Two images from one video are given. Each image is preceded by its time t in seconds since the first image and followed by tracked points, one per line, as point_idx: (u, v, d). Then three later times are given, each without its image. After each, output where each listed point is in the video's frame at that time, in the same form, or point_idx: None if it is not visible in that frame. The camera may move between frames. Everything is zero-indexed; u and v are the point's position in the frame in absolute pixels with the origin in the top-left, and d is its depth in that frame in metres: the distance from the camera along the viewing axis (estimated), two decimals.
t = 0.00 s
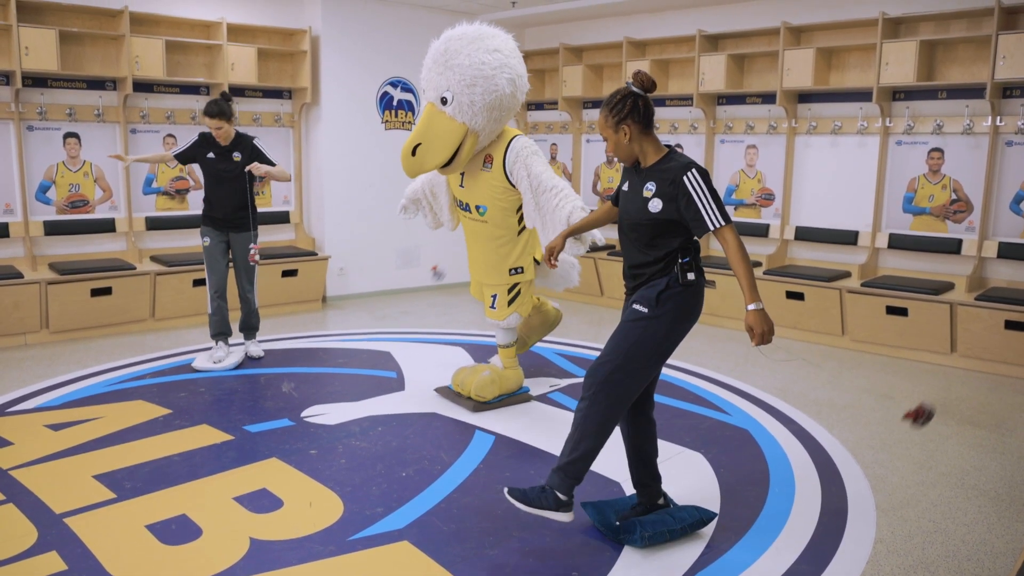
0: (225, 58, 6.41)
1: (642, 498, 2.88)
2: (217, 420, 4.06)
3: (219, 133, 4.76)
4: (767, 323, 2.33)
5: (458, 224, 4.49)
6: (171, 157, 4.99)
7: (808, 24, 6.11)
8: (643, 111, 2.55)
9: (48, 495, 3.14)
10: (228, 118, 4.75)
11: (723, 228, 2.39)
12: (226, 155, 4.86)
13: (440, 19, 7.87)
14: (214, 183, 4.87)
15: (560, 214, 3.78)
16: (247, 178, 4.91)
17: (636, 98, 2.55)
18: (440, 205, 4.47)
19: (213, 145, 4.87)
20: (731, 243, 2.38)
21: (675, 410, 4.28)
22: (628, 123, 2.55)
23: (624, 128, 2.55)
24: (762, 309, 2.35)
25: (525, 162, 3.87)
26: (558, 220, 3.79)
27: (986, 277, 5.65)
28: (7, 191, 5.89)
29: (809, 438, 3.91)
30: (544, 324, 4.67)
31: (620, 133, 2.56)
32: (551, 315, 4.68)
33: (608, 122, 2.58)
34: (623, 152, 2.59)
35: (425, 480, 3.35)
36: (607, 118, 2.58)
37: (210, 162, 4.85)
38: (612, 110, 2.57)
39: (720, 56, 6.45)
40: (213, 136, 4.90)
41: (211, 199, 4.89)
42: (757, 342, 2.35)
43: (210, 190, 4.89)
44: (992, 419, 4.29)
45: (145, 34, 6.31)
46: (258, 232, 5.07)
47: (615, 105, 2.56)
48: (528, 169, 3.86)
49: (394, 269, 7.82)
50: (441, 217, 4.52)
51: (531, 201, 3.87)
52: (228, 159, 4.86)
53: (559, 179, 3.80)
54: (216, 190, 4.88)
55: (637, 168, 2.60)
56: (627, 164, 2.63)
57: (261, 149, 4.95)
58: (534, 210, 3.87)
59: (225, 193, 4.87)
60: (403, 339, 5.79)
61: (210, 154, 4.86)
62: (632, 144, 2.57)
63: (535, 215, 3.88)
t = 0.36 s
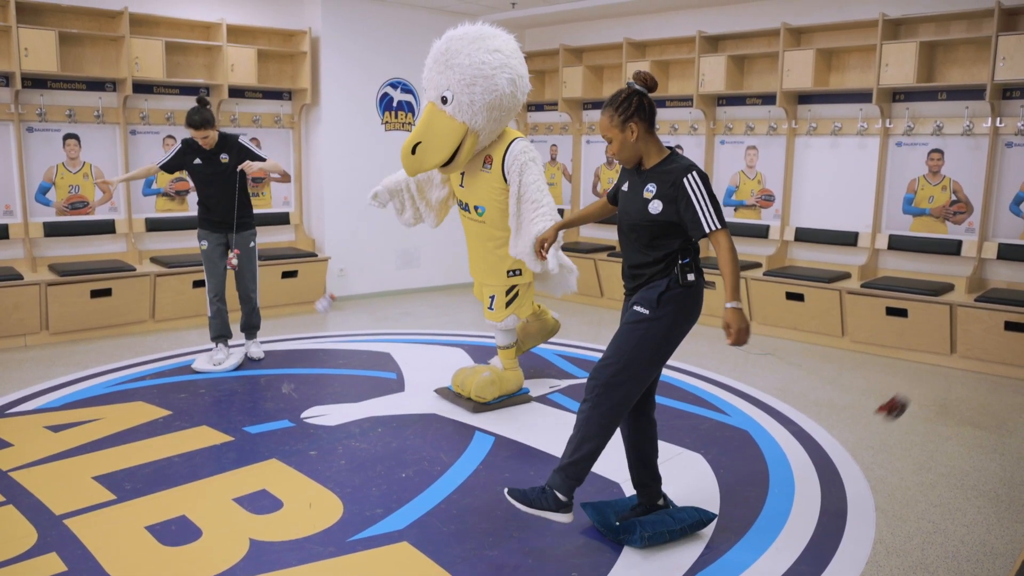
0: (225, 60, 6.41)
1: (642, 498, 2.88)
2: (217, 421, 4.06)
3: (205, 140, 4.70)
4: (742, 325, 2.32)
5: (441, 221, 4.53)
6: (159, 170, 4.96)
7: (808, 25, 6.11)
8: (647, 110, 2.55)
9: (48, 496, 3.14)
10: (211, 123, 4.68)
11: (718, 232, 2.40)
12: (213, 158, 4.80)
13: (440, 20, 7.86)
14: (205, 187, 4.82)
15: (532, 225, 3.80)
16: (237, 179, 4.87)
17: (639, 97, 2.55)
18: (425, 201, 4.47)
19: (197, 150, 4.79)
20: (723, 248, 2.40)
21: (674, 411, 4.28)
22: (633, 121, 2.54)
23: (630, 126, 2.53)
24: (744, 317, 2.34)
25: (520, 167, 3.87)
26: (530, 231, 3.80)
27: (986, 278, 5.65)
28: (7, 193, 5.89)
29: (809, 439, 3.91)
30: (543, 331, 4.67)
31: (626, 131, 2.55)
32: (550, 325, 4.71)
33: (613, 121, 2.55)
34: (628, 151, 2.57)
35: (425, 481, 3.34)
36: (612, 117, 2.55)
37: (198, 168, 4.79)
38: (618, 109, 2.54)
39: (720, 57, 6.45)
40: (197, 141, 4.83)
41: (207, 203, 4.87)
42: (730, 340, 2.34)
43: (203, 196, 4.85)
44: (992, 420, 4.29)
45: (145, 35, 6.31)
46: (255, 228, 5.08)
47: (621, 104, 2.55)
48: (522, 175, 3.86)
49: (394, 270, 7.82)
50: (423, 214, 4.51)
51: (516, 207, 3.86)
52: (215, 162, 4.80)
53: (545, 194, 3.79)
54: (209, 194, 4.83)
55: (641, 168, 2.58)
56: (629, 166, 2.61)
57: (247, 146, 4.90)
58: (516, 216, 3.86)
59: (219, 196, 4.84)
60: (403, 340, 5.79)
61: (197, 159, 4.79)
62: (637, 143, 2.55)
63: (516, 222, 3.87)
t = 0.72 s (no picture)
0: (223, 61, 6.42)
1: (638, 499, 2.88)
2: (215, 422, 4.06)
3: (202, 137, 4.70)
4: (685, 262, 2.20)
5: (433, 222, 4.57)
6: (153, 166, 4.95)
7: (805, 27, 6.12)
8: (633, 108, 2.58)
9: (45, 498, 3.14)
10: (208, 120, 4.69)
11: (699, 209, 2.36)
12: (210, 158, 4.81)
13: (438, 21, 7.87)
14: (202, 186, 4.82)
15: (529, 225, 3.77)
16: (235, 180, 4.89)
17: (623, 96, 2.57)
18: (420, 200, 4.49)
19: (194, 148, 4.80)
20: (700, 220, 2.31)
21: (672, 411, 4.28)
22: (629, 120, 2.54)
23: (631, 122, 2.53)
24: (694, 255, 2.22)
25: (520, 167, 3.88)
26: (528, 231, 3.75)
27: (983, 279, 5.66)
28: (5, 194, 5.90)
29: (807, 439, 3.91)
30: (544, 336, 4.67)
31: (627, 130, 2.53)
32: (551, 328, 4.70)
33: (613, 123, 2.51)
34: (632, 149, 2.54)
35: (423, 483, 3.35)
36: (610, 119, 2.51)
37: (194, 168, 4.79)
38: (614, 109, 2.51)
39: (718, 58, 6.46)
40: (192, 141, 4.83)
41: (204, 203, 4.85)
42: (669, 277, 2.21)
43: (198, 196, 4.85)
44: (989, 420, 4.29)
45: (143, 36, 6.31)
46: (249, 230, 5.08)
47: (614, 105, 2.52)
48: (520, 174, 3.88)
49: (393, 271, 7.83)
50: (415, 213, 4.51)
51: (515, 206, 3.88)
52: (212, 162, 4.81)
53: (541, 194, 3.80)
54: (206, 194, 4.83)
55: (640, 167, 2.58)
56: (628, 167, 2.59)
57: (244, 147, 4.91)
58: (515, 215, 3.87)
59: (217, 195, 4.84)
60: (402, 342, 5.80)
61: (194, 158, 4.80)
62: (636, 140, 2.56)
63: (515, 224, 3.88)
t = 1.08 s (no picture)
0: (218, 63, 6.41)
1: (635, 499, 2.88)
2: (211, 424, 4.05)
3: (190, 126, 4.70)
4: (634, 201, 2.21)
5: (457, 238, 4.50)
6: (142, 158, 4.92)
7: (800, 28, 6.14)
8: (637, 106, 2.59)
9: (41, 500, 3.13)
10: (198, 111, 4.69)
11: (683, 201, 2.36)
12: (201, 154, 4.82)
13: (434, 23, 7.88)
14: (190, 182, 4.81)
15: (538, 205, 3.72)
16: (225, 176, 4.88)
17: (627, 94, 2.58)
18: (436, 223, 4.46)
19: (186, 144, 4.83)
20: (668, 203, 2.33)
21: (668, 411, 4.29)
22: (633, 116, 2.55)
23: (636, 118, 2.55)
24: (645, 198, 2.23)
25: (510, 159, 3.88)
26: (541, 211, 3.69)
27: (977, 279, 5.69)
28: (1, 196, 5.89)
29: (802, 439, 3.92)
30: (545, 343, 4.68)
31: (631, 125, 2.54)
32: (551, 335, 4.71)
33: (620, 116, 2.51)
34: (635, 143, 2.55)
35: (419, 484, 3.35)
36: (618, 112, 2.51)
37: (184, 164, 4.80)
38: (621, 103, 2.52)
39: (713, 59, 6.47)
40: (184, 137, 4.86)
41: (192, 201, 4.84)
42: (613, 208, 2.22)
43: (187, 193, 4.83)
44: (983, 419, 4.31)
45: (139, 37, 6.31)
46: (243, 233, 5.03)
47: (620, 99, 2.53)
48: (513, 166, 3.87)
49: (389, 273, 7.83)
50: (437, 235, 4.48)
51: (514, 197, 3.86)
52: (202, 158, 4.82)
53: (541, 177, 3.77)
54: (194, 190, 4.82)
55: (639, 164, 2.59)
56: (626, 163, 2.59)
57: (234, 144, 4.92)
58: (516, 206, 3.85)
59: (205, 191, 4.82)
60: (398, 343, 5.80)
61: (184, 154, 4.81)
62: (638, 135, 2.57)
63: (517, 214, 3.86)
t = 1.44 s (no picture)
0: (215, 64, 6.40)
1: (630, 498, 2.88)
2: (207, 425, 4.05)
3: (175, 124, 4.71)
4: (629, 229, 2.21)
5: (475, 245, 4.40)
6: (134, 163, 4.93)
7: (796, 29, 6.14)
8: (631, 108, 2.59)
9: (37, 502, 3.13)
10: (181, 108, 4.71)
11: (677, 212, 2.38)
12: (191, 154, 4.78)
13: (431, 24, 7.88)
14: (182, 183, 4.80)
15: (526, 202, 3.70)
16: (216, 173, 4.85)
17: (621, 97, 2.57)
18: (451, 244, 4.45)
19: (175, 145, 4.80)
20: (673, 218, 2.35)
21: (666, 412, 4.29)
22: (628, 119, 2.54)
23: (631, 122, 2.54)
24: (642, 223, 2.24)
25: (500, 159, 3.87)
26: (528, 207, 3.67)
27: (974, 280, 5.70)
28: None
29: (799, 440, 3.93)
30: (545, 344, 4.66)
31: (627, 128, 2.53)
32: (551, 335, 4.68)
33: (615, 120, 2.50)
34: (631, 147, 2.55)
35: (416, 485, 3.35)
36: (613, 116, 2.50)
37: (174, 165, 4.77)
38: (616, 107, 2.51)
39: (710, 60, 6.48)
40: (172, 138, 4.84)
41: (186, 202, 4.84)
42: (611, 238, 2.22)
43: (181, 194, 4.82)
44: (980, 420, 4.32)
45: (135, 39, 6.30)
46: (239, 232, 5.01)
47: (615, 103, 2.52)
48: (502, 166, 3.86)
49: (387, 274, 7.82)
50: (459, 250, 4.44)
51: (503, 196, 3.83)
52: (192, 157, 4.78)
53: (528, 177, 3.75)
54: (187, 191, 4.81)
55: (634, 168, 2.58)
56: (622, 166, 2.58)
57: (223, 140, 4.87)
58: (504, 205, 3.82)
59: (198, 191, 4.82)
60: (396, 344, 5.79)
61: (174, 155, 4.78)
62: (634, 137, 2.56)
63: (505, 214, 3.83)
